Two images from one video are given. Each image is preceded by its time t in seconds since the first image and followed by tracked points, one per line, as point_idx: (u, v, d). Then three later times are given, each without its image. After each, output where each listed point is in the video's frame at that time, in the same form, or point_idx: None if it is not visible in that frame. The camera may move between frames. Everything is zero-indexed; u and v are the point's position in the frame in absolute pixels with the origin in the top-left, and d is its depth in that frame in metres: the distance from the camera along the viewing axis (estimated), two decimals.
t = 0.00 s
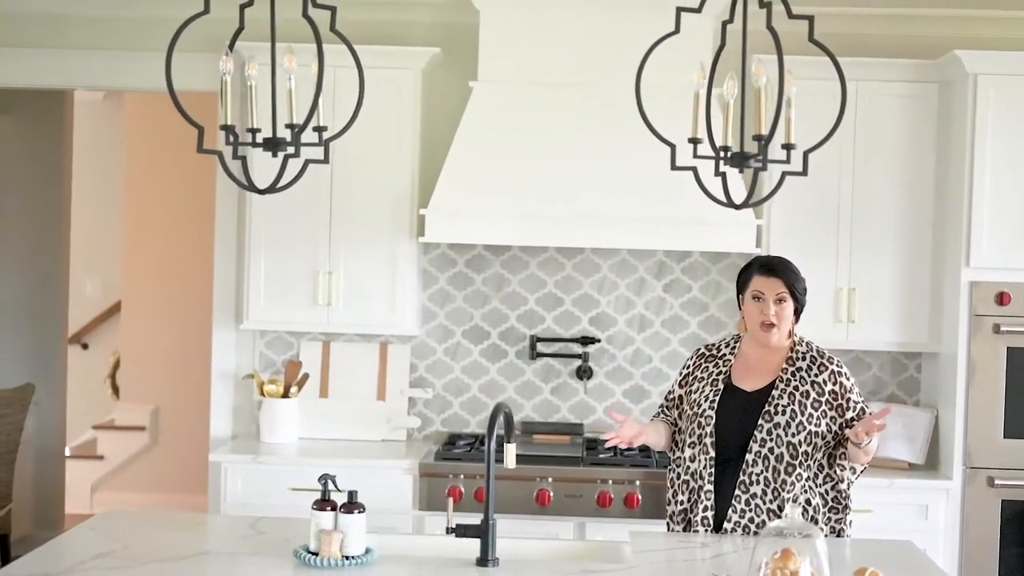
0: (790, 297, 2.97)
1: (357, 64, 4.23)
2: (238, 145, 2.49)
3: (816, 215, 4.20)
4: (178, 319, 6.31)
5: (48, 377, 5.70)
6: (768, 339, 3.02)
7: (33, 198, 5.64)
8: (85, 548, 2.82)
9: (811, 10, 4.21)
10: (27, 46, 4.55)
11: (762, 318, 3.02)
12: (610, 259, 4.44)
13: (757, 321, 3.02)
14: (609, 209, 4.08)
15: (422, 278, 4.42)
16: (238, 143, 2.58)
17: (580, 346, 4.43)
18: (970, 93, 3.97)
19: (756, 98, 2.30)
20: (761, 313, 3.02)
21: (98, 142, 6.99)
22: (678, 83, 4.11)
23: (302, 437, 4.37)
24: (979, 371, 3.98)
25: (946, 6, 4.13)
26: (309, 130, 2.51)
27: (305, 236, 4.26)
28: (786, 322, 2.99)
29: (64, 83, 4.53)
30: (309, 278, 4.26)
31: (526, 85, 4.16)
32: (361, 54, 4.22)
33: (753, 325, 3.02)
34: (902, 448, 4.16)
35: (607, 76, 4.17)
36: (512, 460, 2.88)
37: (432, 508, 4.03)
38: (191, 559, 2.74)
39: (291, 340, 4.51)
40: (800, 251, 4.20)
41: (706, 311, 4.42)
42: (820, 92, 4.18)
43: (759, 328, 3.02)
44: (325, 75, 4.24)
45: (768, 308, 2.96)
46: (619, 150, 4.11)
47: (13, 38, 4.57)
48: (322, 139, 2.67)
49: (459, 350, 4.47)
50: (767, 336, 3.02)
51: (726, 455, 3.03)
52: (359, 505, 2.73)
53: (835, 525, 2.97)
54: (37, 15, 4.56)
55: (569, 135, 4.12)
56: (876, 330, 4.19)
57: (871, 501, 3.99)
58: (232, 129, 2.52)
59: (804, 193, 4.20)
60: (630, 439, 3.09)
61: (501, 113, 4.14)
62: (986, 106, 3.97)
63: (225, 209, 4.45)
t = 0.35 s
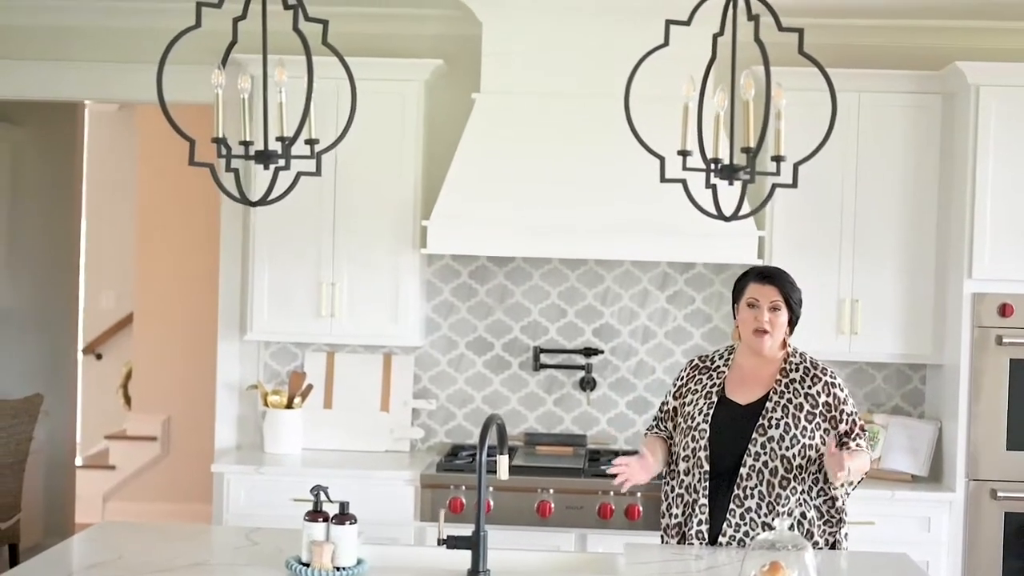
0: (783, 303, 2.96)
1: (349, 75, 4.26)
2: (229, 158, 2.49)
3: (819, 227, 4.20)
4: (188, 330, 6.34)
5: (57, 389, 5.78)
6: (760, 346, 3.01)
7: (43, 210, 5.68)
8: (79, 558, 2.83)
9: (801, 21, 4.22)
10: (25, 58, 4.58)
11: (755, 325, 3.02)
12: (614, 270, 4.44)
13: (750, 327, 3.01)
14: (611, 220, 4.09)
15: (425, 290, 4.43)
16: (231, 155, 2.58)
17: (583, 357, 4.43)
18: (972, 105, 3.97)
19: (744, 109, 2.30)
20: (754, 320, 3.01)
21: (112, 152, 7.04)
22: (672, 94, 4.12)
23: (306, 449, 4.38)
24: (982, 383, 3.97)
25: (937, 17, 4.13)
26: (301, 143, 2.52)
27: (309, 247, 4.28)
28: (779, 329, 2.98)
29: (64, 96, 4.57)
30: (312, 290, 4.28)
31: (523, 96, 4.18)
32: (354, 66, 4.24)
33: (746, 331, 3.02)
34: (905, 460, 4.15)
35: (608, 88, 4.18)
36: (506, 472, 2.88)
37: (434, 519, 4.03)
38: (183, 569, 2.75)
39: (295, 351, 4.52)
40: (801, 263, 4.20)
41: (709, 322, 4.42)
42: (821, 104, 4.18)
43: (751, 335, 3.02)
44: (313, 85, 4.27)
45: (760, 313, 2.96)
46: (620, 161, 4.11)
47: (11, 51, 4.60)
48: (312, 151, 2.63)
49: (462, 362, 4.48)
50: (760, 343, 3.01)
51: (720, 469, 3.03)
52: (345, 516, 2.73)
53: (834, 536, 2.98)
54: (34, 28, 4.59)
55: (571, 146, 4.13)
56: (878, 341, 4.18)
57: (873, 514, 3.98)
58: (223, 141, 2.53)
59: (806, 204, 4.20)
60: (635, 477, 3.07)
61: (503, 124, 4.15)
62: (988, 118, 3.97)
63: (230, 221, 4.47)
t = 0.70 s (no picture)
0: (780, 307, 2.97)
1: (343, 87, 4.29)
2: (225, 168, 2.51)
3: (823, 238, 4.20)
4: (199, 343, 6.39)
5: (70, 398, 5.76)
6: (755, 352, 3.00)
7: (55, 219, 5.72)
8: (76, 564, 2.85)
9: (789, 32, 4.24)
10: (30, 71, 4.64)
11: (749, 332, 3.00)
12: (618, 280, 4.46)
13: (745, 334, 3.01)
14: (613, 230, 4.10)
15: (429, 301, 4.45)
16: (226, 166, 2.60)
17: (587, 367, 4.45)
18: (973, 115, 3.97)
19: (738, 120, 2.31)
20: (748, 326, 3.00)
21: (127, 163, 7.09)
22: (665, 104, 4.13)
23: (312, 459, 4.41)
24: (984, 395, 3.97)
25: (926, 27, 4.15)
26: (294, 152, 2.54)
27: (315, 259, 4.31)
28: (774, 334, 2.98)
29: (67, 108, 4.62)
30: (317, 300, 4.31)
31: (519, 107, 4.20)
32: (347, 78, 4.27)
33: (740, 338, 3.00)
34: (908, 471, 4.15)
35: (610, 99, 4.20)
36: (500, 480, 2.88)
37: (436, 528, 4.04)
38: None
39: (302, 361, 4.56)
40: (803, 274, 4.21)
41: (712, 333, 4.43)
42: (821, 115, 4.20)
43: (745, 342, 3.00)
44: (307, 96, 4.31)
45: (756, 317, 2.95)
46: (622, 172, 4.13)
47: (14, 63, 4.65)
48: (307, 162, 2.64)
49: (467, 372, 4.50)
50: (754, 349, 3.00)
51: (716, 483, 3.01)
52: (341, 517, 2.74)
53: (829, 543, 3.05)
54: (38, 41, 4.65)
55: (573, 157, 4.14)
56: (881, 352, 4.18)
57: (875, 524, 3.98)
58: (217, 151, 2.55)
59: (810, 215, 4.21)
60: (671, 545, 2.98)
61: (505, 135, 4.18)
62: (989, 129, 3.97)
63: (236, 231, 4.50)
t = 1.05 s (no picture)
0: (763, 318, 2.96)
1: (331, 94, 4.34)
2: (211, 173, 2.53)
3: (819, 245, 4.22)
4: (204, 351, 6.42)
5: (74, 404, 5.79)
6: (739, 364, 2.99)
7: (60, 226, 5.77)
8: (64, 566, 2.86)
9: (769, 39, 4.28)
10: (31, 82, 4.75)
11: (733, 343, 3.00)
12: (615, 287, 4.48)
13: (729, 345, 3.00)
14: (608, 238, 4.12)
15: (427, 307, 4.48)
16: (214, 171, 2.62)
17: (584, 373, 4.47)
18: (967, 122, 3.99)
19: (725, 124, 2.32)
20: (732, 336, 3.00)
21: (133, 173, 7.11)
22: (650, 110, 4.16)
23: (310, 464, 4.44)
24: (978, 401, 3.98)
25: (906, 34, 4.18)
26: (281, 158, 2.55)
27: (314, 267, 4.34)
28: (758, 345, 2.97)
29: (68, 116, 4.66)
30: (315, 306, 4.34)
31: (510, 114, 4.23)
32: (334, 85, 4.32)
33: (724, 348, 3.01)
34: (903, 476, 4.16)
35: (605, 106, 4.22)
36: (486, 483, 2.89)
37: (431, 533, 4.07)
38: None
39: (300, 367, 4.56)
40: (798, 281, 4.22)
41: (708, 339, 4.44)
42: (813, 121, 4.22)
43: (730, 352, 3.00)
44: (302, 104, 4.36)
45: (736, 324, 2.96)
46: (617, 179, 4.15)
47: (21, 74, 4.77)
48: (295, 167, 2.65)
49: (464, 378, 4.53)
50: (739, 361, 2.99)
51: (702, 495, 2.97)
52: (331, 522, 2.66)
53: (818, 549, 3.01)
54: (40, 52, 4.76)
55: (569, 165, 4.17)
56: (877, 359, 4.20)
57: (870, 530, 3.99)
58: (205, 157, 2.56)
59: (805, 220, 4.23)
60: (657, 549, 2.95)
61: (501, 142, 4.20)
62: (982, 136, 3.99)
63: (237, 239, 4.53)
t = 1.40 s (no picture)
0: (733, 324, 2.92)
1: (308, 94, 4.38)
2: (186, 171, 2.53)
3: (802, 244, 4.24)
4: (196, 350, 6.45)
5: (65, 405, 5.81)
6: (711, 369, 2.95)
7: (52, 226, 5.80)
8: (43, 559, 2.88)
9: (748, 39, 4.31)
10: (13, 82, 4.78)
11: (704, 348, 2.96)
12: (600, 285, 4.51)
13: (700, 350, 2.96)
14: (592, 236, 4.15)
15: (413, 305, 4.51)
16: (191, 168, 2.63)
17: (568, 371, 4.50)
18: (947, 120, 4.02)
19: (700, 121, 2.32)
20: (702, 341, 2.96)
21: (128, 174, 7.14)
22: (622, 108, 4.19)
23: (297, 461, 4.47)
24: (958, 398, 4.00)
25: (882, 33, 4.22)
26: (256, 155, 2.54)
27: (300, 267, 4.37)
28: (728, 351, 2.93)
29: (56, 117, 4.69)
30: (301, 305, 4.37)
31: (492, 115, 4.26)
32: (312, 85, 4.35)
33: (695, 353, 2.97)
34: (885, 473, 4.18)
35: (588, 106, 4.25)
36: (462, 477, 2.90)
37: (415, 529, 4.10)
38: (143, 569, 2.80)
39: (288, 365, 4.60)
40: (781, 279, 4.25)
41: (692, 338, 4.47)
42: (791, 119, 4.25)
43: (701, 356, 2.97)
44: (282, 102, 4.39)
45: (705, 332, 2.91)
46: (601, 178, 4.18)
47: (3, 75, 4.80)
48: (272, 164, 2.64)
49: (450, 376, 4.56)
50: (711, 366, 2.96)
51: (677, 498, 2.97)
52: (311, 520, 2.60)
53: (794, 542, 3.01)
54: (21, 52, 4.80)
55: (553, 164, 4.19)
56: (859, 357, 4.22)
57: (852, 526, 4.02)
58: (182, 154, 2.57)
59: (787, 218, 4.25)
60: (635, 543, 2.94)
61: (485, 142, 4.23)
62: (962, 135, 4.01)
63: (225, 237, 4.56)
